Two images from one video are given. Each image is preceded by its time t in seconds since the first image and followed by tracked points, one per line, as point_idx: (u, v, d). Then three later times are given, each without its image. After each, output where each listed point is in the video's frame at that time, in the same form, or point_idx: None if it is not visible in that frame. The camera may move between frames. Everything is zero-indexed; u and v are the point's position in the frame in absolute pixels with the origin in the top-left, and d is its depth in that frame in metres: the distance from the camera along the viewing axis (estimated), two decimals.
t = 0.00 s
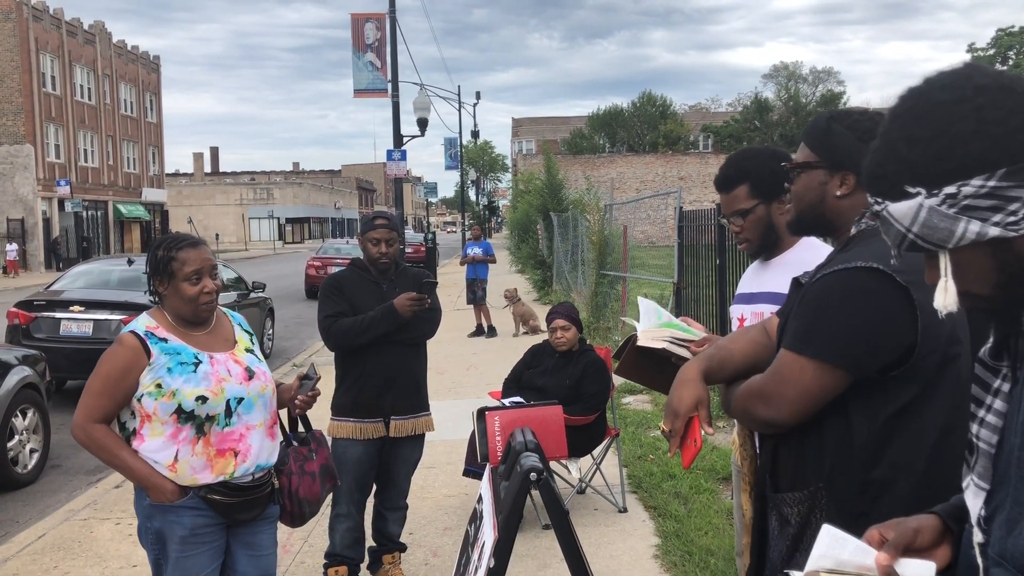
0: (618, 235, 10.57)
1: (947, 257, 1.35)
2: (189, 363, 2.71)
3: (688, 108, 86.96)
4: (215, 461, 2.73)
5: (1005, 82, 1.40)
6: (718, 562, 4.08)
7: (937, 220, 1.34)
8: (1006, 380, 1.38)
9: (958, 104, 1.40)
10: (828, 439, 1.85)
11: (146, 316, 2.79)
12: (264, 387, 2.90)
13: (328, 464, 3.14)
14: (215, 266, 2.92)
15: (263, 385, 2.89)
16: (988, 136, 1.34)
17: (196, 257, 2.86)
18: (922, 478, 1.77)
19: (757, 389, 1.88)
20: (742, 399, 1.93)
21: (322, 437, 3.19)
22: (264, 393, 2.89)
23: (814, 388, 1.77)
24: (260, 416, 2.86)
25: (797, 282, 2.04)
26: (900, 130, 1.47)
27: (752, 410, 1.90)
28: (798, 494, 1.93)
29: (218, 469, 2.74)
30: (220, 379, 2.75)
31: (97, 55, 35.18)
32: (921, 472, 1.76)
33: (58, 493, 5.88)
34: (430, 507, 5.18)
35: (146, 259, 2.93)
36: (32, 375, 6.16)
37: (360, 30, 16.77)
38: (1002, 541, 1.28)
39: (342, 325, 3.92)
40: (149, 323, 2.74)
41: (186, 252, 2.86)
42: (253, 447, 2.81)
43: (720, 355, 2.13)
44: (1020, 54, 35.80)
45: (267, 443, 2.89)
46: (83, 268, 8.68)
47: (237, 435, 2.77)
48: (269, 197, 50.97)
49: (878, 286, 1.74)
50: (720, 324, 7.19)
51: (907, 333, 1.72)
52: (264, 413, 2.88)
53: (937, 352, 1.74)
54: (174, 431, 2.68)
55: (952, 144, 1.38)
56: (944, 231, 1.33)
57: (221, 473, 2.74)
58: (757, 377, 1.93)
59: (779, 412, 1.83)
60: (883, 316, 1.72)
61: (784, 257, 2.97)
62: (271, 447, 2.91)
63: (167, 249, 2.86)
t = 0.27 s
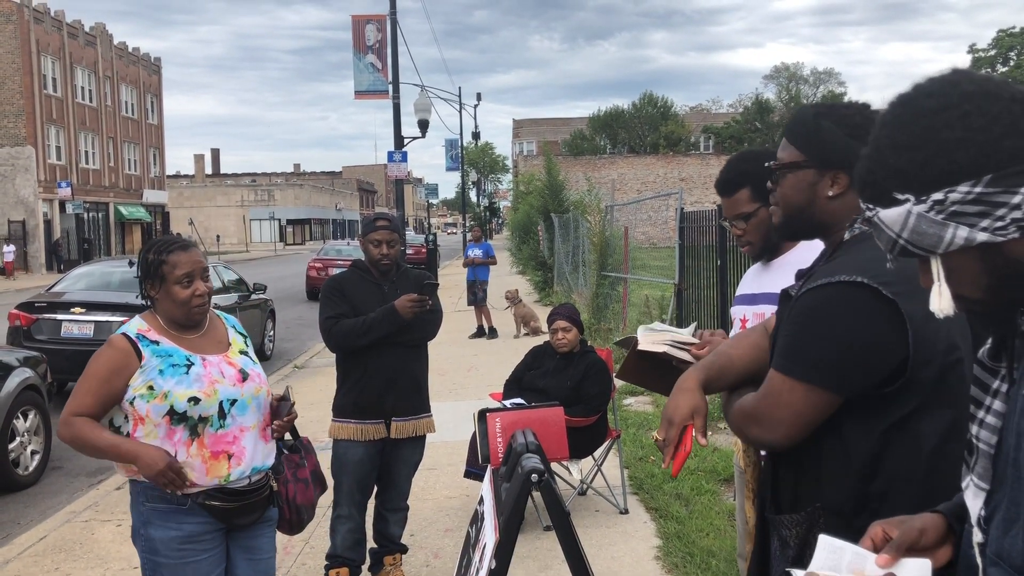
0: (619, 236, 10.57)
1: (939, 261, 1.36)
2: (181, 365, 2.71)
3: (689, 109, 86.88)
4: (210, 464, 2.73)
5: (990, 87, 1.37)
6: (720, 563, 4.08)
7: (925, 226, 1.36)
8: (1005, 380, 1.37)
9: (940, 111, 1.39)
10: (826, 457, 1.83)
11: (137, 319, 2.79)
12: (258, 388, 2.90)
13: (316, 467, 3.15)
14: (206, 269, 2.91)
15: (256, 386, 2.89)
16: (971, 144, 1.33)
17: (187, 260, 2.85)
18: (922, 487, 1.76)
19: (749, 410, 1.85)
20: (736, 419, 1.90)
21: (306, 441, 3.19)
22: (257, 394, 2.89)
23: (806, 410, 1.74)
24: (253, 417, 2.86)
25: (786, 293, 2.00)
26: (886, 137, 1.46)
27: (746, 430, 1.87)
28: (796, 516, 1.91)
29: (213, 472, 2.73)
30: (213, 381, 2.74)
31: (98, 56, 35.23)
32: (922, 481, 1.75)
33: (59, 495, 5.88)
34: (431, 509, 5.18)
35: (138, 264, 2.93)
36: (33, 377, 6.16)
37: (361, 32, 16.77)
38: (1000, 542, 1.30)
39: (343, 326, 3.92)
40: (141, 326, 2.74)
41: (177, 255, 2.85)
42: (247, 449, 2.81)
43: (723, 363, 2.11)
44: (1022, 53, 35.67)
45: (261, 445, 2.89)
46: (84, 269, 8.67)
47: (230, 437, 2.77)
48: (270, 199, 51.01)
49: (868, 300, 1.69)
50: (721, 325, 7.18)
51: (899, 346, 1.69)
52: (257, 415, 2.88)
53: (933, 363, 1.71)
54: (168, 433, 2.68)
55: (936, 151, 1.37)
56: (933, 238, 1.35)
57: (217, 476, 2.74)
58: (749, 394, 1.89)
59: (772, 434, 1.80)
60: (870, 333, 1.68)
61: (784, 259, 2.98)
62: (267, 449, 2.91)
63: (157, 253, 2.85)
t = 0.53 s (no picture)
0: (620, 237, 10.58)
1: (931, 260, 1.36)
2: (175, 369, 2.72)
3: (690, 110, 86.88)
4: (203, 468, 2.73)
5: (982, 90, 1.38)
6: (721, 564, 4.08)
7: (917, 224, 1.36)
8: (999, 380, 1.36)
9: (934, 112, 1.39)
10: (842, 471, 1.83)
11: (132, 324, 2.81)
12: (253, 393, 2.90)
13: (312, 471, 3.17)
14: (198, 274, 2.91)
15: (252, 391, 2.89)
16: (962, 144, 1.34)
17: (178, 266, 2.84)
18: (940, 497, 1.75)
19: (764, 428, 1.85)
20: (749, 437, 1.91)
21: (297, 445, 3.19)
22: (253, 399, 2.89)
23: (820, 427, 1.74)
24: (246, 421, 2.86)
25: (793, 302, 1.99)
26: (882, 138, 1.47)
27: (761, 448, 1.88)
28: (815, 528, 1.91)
29: (205, 476, 2.73)
30: (207, 385, 2.75)
31: (99, 59, 35.31)
32: (938, 491, 1.75)
33: (60, 497, 5.88)
34: (433, 511, 5.19)
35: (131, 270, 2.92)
36: (35, 378, 6.17)
37: (362, 34, 16.80)
38: (991, 540, 1.29)
39: (345, 328, 3.93)
40: (136, 330, 2.76)
41: (167, 262, 2.82)
42: (240, 453, 2.81)
43: (728, 381, 2.11)
44: (1022, 54, 35.63)
45: (255, 449, 2.89)
46: (86, 271, 8.69)
47: (223, 441, 2.78)
48: (271, 201, 51.07)
49: (877, 316, 1.68)
50: (722, 327, 7.18)
51: (912, 361, 1.67)
52: (251, 419, 2.88)
53: (945, 375, 1.69)
54: (161, 437, 2.70)
55: (929, 151, 1.37)
56: (924, 236, 1.35)
57: (209, 480, 2.74)
58: (762, 411, 1.90)
59: (787, 451, 1.81)
60: (880, 349, 1.67)
61: (787, 262, 2.97)
62: (262, 454, 2.91)
63: (148, 260, 2.83)
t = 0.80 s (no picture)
0: (621, 239, 10.57)
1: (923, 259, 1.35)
2: (187, 363, 2.73)
3: (690, 111, 86.83)
4: (211, 462, 2.74)
5: (973, 90, 1.37)
6: (721, 566, 4.07)
7: (908, 224, 1.35)
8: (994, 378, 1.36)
9: (923, 114, 1.38)
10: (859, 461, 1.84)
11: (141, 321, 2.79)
12: (262, 390, 2.92)
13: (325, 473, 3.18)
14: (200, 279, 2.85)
15: (259, 389, 2.90)
16: (951, 144, 1.33)
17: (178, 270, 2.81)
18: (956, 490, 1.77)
19: (789, 415, 1.85)
20: (771, 423, 1.90)
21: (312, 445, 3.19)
22: (261, 397, 2.90)
23: (850, 410, 1.75)
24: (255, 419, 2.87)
25: (815, 295, 2.03)
26: (874, 139, 1.47)
27: (783, 435, 1.87)
28: (827, 517, 1.91)
29: (213, 471, 2.73)
30: (218, 381, 2.76)
31: (99, 60, 35.34)
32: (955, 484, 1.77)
33: (60, 499, 5.88)
34: (434, 512, 5.18)
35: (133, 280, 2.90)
36: (35, 380, 6.17)
37: (362, 35, 16.80)
38: (983, 537, 1.29)
39: (346, 330, 3.93)
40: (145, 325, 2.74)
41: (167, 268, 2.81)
42: (247, 450, 2.81)
43: (730, 370, 2.10)
44: (1023, 55, 35.55)
45: (261, 448, 2.88)
46: (87, 273, 8.69)
47: (232, 437, 2.77)
48: (272, 202, 51.09)
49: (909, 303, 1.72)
50: (722, 328, 7.18)
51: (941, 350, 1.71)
52: (258, 417, 2.89)
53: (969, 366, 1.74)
54: (172, 430, 2.71)
55: (919, 152, 1.37)
56: (916, 236, 1.34)
57: (217, 476, 2.74)
58: (784, 398, 1.90)
59: (813, 437, 1.81)
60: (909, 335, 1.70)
61: (789, 263, 2.96)
62: (268, 454, 2.91)
63: (148, 266, 2.81)
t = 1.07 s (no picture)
0: (620, 239, 10.56)
1: (926, 254, 1.35)
2: (194, 363, 2.74)
3: (690, 111, 86.79)
4: (218, 462, 2.74)
5: (978, 87, 1.38)
6: (721, 565, 4.07)
7: (913, 218, 1.34)
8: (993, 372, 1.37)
9: (931, 109, 1.39)
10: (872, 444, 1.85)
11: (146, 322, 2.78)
12: (269, 391, 2.93)
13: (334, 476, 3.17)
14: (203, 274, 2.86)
15: (266, 389, 2.91)
16: (957, 139, 1.33)
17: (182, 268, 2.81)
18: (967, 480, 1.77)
19: (805, 395, 1.87)
20: (785, 403, 1.92)
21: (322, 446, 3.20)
22: (267, 397, 2.91)
23: (866, 391, 1.77)
24: (262, 419, 2.87)
25: (836, 284, 2.07)
26: (880, 134, 1.46)
27: (797, 416, 1.89)
28: (835, 500, 1.92)
29: (220, 471, 2.74)
30: (225, 381, 2.77)
31: (99, 61, 35.34)
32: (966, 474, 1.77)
33: (60, 499, 5.88)
34: (434, 512, 5.18)
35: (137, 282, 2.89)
36: (35, 380, 6.17)
37: (362, 35, 16.80)
38: (981, 530, 1.30)
39: (347, 330, 3.92)
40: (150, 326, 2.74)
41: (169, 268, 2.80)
42: (254, 450, 2.81)
43: (743, 356, 2.13)
44: (1023, 55, 35.51)
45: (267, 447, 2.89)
46: (87, 273, 8.68)
47: (239, 437, 2.78)
48: (272, 202, 51.10)
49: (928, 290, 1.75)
50: (722, 328, 7.18)
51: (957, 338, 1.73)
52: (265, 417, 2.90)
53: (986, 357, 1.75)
54: (179, 430, 2.70)
55: (926, 146, 1.37)
56: (920, 230, 1.34)
57: (224, 476, 2.74)
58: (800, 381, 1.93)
59: (828, 417, 1.83)
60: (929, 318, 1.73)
61: (790, 262, 2.96)
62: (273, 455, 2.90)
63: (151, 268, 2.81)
